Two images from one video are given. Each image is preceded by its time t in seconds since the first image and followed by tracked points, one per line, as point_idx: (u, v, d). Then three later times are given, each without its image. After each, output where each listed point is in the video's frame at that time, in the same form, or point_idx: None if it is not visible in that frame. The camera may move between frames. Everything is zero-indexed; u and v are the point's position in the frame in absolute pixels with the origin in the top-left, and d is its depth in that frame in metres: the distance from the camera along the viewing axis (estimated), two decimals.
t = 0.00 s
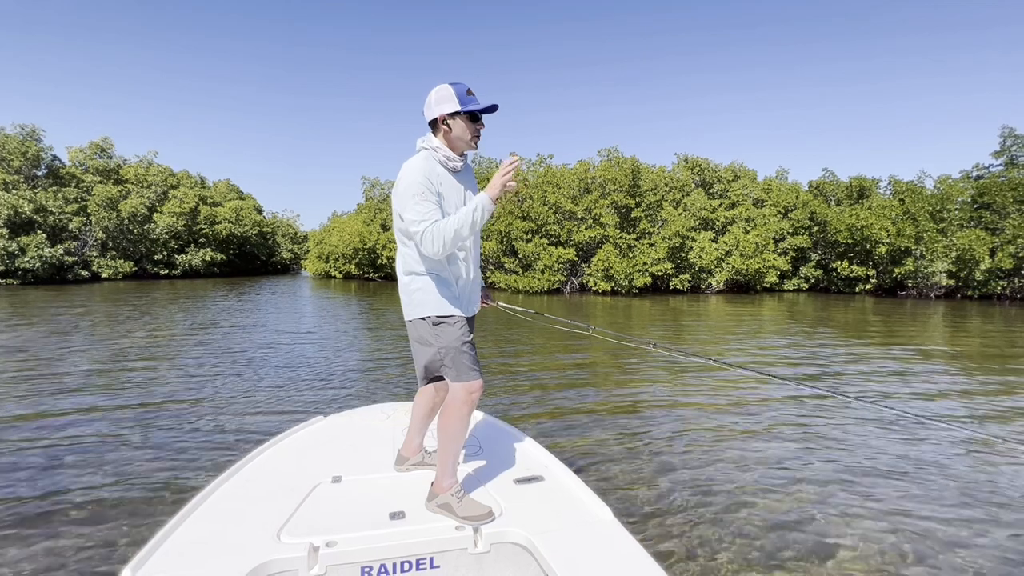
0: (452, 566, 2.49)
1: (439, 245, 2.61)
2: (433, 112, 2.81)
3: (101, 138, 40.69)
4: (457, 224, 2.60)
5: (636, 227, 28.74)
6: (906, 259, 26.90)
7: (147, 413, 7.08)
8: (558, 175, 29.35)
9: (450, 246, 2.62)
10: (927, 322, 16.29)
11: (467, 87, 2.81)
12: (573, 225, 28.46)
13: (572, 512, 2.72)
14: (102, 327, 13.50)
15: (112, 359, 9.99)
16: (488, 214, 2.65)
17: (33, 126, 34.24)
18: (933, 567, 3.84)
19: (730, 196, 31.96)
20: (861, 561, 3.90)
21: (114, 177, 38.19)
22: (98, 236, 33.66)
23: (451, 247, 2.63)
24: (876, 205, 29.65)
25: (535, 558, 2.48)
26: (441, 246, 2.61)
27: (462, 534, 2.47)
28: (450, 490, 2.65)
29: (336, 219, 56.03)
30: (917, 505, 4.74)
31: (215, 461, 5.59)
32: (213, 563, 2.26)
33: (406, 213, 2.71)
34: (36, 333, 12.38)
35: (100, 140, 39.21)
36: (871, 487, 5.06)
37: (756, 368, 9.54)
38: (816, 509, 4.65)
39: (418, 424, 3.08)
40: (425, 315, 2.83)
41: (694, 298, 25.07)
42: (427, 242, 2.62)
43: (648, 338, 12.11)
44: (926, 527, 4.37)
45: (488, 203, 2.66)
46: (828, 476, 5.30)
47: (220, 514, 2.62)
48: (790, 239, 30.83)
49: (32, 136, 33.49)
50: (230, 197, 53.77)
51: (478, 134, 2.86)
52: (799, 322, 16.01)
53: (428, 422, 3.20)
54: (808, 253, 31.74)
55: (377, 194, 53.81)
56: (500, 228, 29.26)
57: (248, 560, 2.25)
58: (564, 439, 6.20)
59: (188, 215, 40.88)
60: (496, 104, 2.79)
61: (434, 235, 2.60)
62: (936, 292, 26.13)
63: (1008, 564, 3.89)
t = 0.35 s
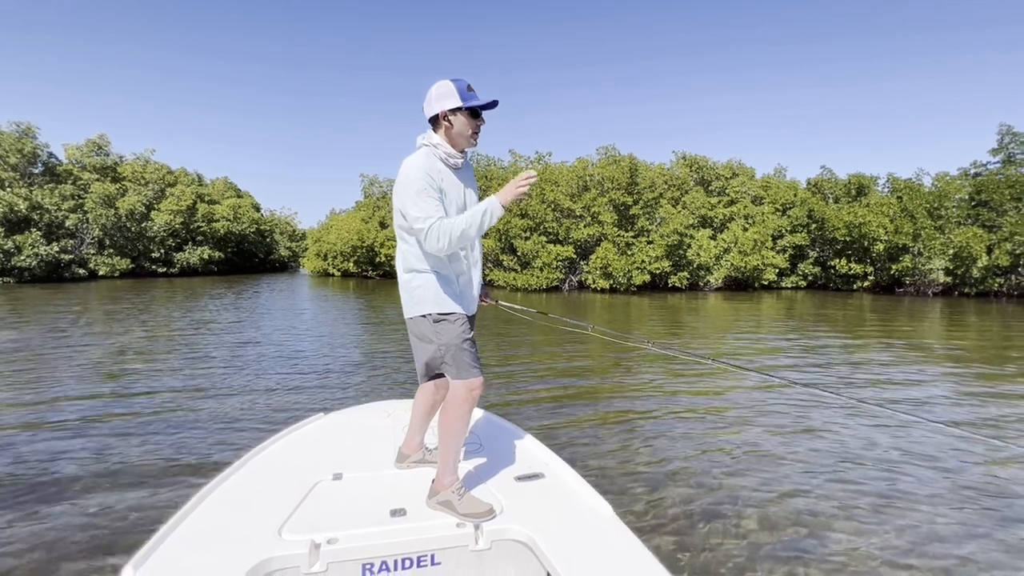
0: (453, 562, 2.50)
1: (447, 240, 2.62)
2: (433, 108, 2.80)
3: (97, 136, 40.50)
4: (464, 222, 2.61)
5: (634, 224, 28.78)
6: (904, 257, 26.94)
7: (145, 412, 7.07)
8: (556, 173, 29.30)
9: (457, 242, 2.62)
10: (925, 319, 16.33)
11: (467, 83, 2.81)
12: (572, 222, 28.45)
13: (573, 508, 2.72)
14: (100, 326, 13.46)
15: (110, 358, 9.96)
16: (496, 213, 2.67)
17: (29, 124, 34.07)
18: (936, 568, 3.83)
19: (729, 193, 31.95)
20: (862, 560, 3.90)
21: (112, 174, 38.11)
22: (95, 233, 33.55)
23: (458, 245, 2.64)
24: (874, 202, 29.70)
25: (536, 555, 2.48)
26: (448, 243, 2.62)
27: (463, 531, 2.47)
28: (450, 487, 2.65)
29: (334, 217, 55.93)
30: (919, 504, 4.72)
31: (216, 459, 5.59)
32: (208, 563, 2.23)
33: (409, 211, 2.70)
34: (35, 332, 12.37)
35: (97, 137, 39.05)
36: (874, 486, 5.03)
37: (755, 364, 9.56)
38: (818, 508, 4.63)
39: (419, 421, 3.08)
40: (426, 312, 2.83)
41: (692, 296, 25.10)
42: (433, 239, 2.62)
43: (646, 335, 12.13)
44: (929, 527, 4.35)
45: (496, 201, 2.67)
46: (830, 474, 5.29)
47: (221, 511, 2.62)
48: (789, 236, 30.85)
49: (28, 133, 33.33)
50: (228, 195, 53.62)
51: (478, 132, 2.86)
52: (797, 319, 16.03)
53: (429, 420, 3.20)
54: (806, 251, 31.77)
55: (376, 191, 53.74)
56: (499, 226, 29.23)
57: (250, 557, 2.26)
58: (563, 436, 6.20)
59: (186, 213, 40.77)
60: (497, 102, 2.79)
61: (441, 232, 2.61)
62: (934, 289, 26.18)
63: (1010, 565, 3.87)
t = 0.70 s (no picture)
0: (452, 560, 2.51)
1: (460, 233, 2.65)
2: (434, 106, 2.79)
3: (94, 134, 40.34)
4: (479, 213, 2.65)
5: (633, 222, 28.84)
6: (902, 255, 26.96)
7: (144, 410, 7.06)
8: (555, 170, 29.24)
9: (475, 231, 2.68)
10: (922, 317, 16.37)
11: (467, 81, 2.81)
12: (571, 220, 28.43)
13: (572, 505, 2.72)
14: (98, 324, 13.43)
15: (109, 356, 9.95)
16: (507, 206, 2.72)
17: (25, 122, 33.92)
18: (936, 563, 3.81)
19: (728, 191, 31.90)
20: (863, 556, 3.88)
21: (109, 172, 37.98)
22: (92, 232, 33.47)
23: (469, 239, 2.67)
24: (872, 200, 29.73)
25: (536, 552, 2.48)
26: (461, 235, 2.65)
27: (462, 529, 2.47)
28: (450, 485, 2.64)
29: (332, 215, 55.84)
30: (919, 499, 4.71)
31: (215, 457, 5.60)
32: (208, 560, 2.23)
33: (416, 208, 2.70)
34: (32, 330, 12.33)
35: (94, 135, 38.92)
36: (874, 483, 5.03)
37: (753, 361, 9.58)
38: (817, 504, 4.63)
39: (419, 419, 3.08)
40: (426, 310, 2.83)
41: (691, 294, 25.11)
42: (452, 228, 2.63)
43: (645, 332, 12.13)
44: (929, 522, 4.35)
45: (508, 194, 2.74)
46: (829, 470, 5.28)
47: (222, 510, 2.61)
48: (787, 235, 30.84)
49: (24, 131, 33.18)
50: (225, 193, 53.50)
51: (476, 129, 2.87)
52: (795, 317, 16.06)
53: (429, 417, 3.20)
54: (804, 249, 31.78)
55: (374, 188, 53.65)
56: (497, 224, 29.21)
57: (250, 555, 2.25)
58: (562, 433, 6.19)
59: (184, 211, 40.74)
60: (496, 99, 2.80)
61: (456, 225, 2.63)
62: (932, 287, 26.20)
63: (1010, 560, 3.87)
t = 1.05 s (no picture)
0: (453, 557, 2.51)
1: (457, 238, 2.63)
2: (436, 104, 2.79)
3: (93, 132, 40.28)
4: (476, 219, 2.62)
5: (632, 221, 28.89)
6: (900, 253, 27.01)
7: (144, 408, 7.07)
8: (555, 169, 29.22)
9: (465, 242, 2.64)
10: (921, 315, 16.41)
11: (469, 81, 2.81)
12: (570, 219, 28.44)
13: (572, 502, 2.73)
14: (97, 322, 13.43)
15: (108, 355, 9.94)
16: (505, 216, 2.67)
17: (23, 120, 33.82)
18: (935, 560, 3.82)
19: (727, 190, 31.91)
20: (863, 554, 3.87)
21: (108, 171, 37.87)
22: (91, 230, 33.45)
23: (466, 243, 2.65)
24: (870, 198, 29.78)
25: (536, 550, 2.48)
26: (459, 240, 2.63)
27: (463, 526, 2.47)
28: (451, 482, 2.65)
29: (331, 214, 55.83)
30: (918, 497, 4.70)
31: (216, 455, 5.61)
32: (211, 558, 2.23)
33: (416, 209, 2.70)
34: (30, 329, 12.30)
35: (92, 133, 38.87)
36: (873, 480, 5.03)
37: (752, 359, 9.60)
38: (817, 502, 4.62)
39: (419, 417, 3.08)
40: (427, 310, 2.84)
41: (690, 293, 25.15)
42: (443, 237, 2.62)
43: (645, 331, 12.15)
44: (928, 520, 4.35)
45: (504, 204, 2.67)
46: (830, 468, 5.27)
47: (224, 507, 2.62)
48: (785, 233, 30.85)
49: (22, 128, 33.07)
50: (224, 191, 53.44)
51: (478, 128, 2.86)
52: (794, 315, 16.09)
53: (429, 415, 3.20)
54: (803, 248, 31.81)
55: (373, 187, 53.60)
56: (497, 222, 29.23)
57: (252, 551, 2.26)
58: (561, 431, 6.21)
59: (183, 209, 40.71)
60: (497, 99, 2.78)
61: (453, 229, 2.61)
62: (930, 286, 26.24)
63: (1010, 559, 3.86)
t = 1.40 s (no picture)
0: (454, 556, 2.51)
1: (457, 238, 2.63)
2: (432, 102, 2.79)
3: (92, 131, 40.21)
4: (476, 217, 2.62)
5: (631, 220, 28.92)
6: (899, 252, 27.05)
7: (144, 407, 7.07)
8: (554, 168, 29.19)
9: (466, 241, 2.64)
10: (919, 314, 16.43)
11: (465, 77, 2.79)
12: (569, 218, 28.44)
13: (573, 501, 2.73)
14: (96, 321, 13.40)
15: (107, 353, 9.93)
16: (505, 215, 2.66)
17: (22, 118, 33.71)
18: (937, 561, 3.81)
19: (726, 189, 31.88)
20: (865, 555, 3.86)
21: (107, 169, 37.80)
22: (90, 229, 33.41)
23: (467, 242, 2.65)
24: (869, 197, 29.80)
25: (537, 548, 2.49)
26: (460, 240, 2.63)
27: (464, 525, 2.48)
28: (452, 481, 2.65)
29: (330, 212, 55.77)
30: (920, 497, 4.70)
31: (215, 454, 5.60)
32: (213, 556, 2.23)
33: (417, 209, 2.70)
34: (28, 328, 12.26)
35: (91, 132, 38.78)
36: (874, 479, 5.03)
37: (752, 358, 9.61)
38: (819, 501, 4.61)
39: (420, 416, 3.08)
40: (428, 309, 2.84)
41: (689, 292, 25.17)
42: (443, 236, 2.62)
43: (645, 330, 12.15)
44: (930, 520, 4.34)
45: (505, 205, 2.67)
46: (830, 468, 5.27)
47: (226, 505, 2.62)
48: (784, 232, 30.85)
49: (20, 126, 32.93)
50: (223, 190, 53.35)
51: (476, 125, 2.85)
52: (793, 314, 16.09)
53: (430, 414, 3.20)
54: (801, 246, 31.81)
55: (372, 186, 53.55)
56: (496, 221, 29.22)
57: (253, 550, 2.26)
58: (561, 430, 6.20)
59: (181, 208, 40.66)
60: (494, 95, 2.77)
61: (453, 230, 2.61)
62: (929, 285, 26.25)
63: (1012, 559, 3.85)
